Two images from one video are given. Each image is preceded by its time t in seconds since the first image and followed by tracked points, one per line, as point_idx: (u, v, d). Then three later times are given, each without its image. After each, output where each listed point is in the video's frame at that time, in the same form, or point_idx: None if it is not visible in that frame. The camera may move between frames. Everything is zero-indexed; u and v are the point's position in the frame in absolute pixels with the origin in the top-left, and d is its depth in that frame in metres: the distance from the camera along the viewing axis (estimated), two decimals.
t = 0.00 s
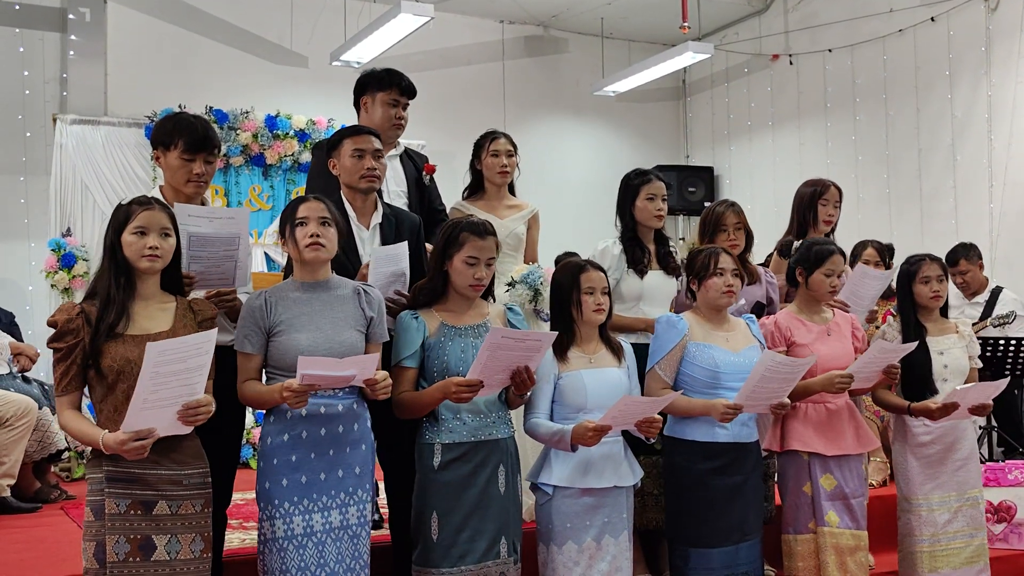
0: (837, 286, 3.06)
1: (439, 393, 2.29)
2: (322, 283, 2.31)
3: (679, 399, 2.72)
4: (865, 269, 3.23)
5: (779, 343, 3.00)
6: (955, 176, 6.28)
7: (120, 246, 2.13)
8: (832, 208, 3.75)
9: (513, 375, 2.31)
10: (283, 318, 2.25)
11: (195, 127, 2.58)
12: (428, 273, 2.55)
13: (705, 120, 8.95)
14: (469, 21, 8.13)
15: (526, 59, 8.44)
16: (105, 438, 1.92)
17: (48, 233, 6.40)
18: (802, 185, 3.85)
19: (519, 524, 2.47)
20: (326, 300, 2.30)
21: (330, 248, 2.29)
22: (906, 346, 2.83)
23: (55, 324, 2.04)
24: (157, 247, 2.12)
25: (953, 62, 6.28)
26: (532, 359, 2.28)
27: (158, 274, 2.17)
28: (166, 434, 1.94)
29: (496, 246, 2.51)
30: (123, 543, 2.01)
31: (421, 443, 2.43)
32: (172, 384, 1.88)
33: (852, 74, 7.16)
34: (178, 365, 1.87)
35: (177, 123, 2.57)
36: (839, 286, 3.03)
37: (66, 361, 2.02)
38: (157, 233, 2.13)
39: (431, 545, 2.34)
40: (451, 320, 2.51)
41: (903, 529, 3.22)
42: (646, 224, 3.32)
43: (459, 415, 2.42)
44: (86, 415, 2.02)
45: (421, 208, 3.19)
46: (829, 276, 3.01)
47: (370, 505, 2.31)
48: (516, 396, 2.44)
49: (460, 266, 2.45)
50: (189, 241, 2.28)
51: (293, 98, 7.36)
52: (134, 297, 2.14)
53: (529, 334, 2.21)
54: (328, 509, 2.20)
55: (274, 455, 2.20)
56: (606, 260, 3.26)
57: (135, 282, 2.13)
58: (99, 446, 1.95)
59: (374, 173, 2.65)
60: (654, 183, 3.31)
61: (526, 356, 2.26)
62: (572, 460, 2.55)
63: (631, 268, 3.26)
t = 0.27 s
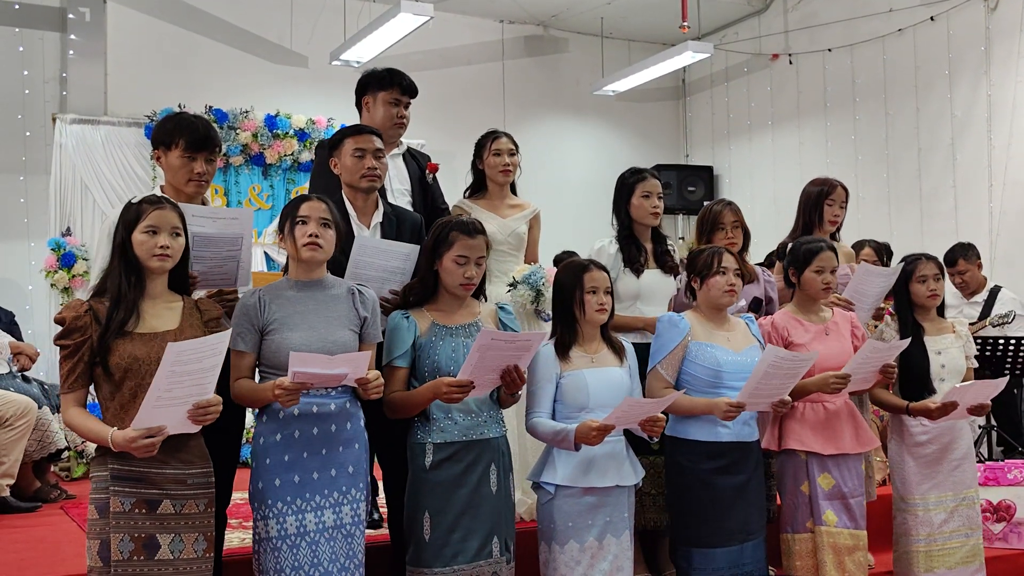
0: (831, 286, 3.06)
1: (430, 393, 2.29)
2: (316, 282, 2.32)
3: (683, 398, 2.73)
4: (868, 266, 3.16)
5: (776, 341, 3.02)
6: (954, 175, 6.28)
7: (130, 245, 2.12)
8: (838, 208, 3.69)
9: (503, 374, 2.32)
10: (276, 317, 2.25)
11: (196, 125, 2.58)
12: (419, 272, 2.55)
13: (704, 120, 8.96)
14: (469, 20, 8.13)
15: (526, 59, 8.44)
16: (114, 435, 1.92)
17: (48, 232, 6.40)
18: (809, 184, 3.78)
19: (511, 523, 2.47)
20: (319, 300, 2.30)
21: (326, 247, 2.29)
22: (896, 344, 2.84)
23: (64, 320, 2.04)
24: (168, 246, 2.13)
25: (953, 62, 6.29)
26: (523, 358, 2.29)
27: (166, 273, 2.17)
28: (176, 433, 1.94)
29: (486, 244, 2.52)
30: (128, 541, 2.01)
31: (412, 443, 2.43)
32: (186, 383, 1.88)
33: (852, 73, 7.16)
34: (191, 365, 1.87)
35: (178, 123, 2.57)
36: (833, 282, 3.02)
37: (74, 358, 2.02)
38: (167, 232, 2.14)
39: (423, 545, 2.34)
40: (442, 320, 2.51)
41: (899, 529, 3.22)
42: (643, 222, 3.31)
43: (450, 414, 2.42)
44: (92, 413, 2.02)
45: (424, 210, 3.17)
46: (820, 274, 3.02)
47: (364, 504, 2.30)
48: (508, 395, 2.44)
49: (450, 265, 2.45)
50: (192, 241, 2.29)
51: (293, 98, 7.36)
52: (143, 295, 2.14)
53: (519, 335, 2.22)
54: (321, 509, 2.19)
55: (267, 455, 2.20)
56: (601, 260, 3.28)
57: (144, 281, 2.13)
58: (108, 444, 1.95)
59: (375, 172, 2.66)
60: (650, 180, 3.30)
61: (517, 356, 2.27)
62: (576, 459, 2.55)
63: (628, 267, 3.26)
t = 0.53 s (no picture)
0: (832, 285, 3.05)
1: (424, 393, 2.28)
2: (314, 283, 2.32)
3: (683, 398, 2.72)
4: (871, 268, 3.15)
5: (779, 340, 3.01)
6: (955, 175, 6.28)
7: (130, 244, 2.12)
8: (844, 210, 3.66)
9: (496, 373, 2.32)
10: (274, 317, 2.24)
11: (197, 124, 2.58)
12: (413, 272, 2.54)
13: (705, 119, 8.96)
14: (469, 20, 8.13)
15: (527, 58, 8.44)
16: (112, 435, 1.92)
17: (48, 232, 6.40)
18: (815, 184, 3.75)
19: (506, 523, 2.47)
20: (318, 300, 2.30)
21: (330, 253, 2.29)
22: (896, 332, 2.84)
23: (62, 321, 2.04)
24: (168, 247, 2.12)
25: (954, 61, 6.28)
26: (516, 357, 2.28)
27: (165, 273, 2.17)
28: (174, 431, 1.94)
29: (480, 244, 2.52)
30: (127, 541, 2.01)
31: (406, 443, 2.42)
32: (184, 381, 1.88)
33: (852, 73, 7.16)
34: (188, 363, 1.87)
35: (180, 122, 2.57)
36: (832, 279, 3.02)
37: (72, 359, 2.01)
38: (167, 232, 2.13)
39: (418, 545, 2.33)
40: (437, 320, 2.50)
41: (903, 528, 3.22)
42: (641, 221, 3.30)
43: (444, 414, 2.42)
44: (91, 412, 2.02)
45: (428, 210, 3.19)
46: (819, 272, 3.02)
47: (363, 504, 2.30)
48: (502, 395, 2.44)
49: (444, 265, 2.45)
50: (192, 241, 2.29)
51: (294, 98, 7.36)
52: (142, 295, 2.13)
53: (513, 335, 2.22)
54: (321, 508, 2.19)
55: (265, 455, 2.19)
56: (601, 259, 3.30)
57: (144, 281, 2.13)
58: (106, 444, 1.95)
59: (373, 171, 2.65)
60: (648, 180, 3.29)
61: (510, 355, 2.27)
62: (580, 457, 2.55)
63: (626, 267, 3.27)
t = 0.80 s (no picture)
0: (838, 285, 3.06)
1: (422, 393, 2.29)
2: (317, 283, 2.32)
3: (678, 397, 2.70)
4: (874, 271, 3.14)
5: (785, 340, 3.00)
6: (956, 174, 6.27)
7: (117, 246, 2.12)
8: (849, 210, 3.65)
9: (493, 374, 2.32)
10: (280, 317, 2.24)
11: (199, 124, 2.58)
12: (407, 272, 2.54)
13: (705, 119, 8.95)
14: (469, 20, 8.13)
15: (527, 58, 8.44)
16: (100, 438, 1.92)
17: (49, 232, 6.40)
18: (821, 184, 3.74)
19: (503, 523, 2.47)
20: (322, 300, 2.30)
21: (336, 248, 2.31)
22: (905, 340, 2.85)
23: (51, 324, 2.04)
24: (155, 247, 2.12)
25: (954, 60, 6.27)
26: (514, 357, 2.28)
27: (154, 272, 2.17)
28: (160, 432, 1.94)
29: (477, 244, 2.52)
30: (122, 542, 2.02)
31: (404, 444, 2.42)
32: (165, 383, 1.88)
33: (852, 73, 7.15)
34: (169, 365, 1.87)
35: (182, 123, 2.57)
36: (838, 279, 3.03)
37: (63, 362, 2.03)
38: (154, 233, 2.13)
39: (415, 546, 2.34)
40: (433, 320, 2.51)
41: (911, 527, 3.21)
42: (643, 220, 3.30)
43: (441, 414, 2.42)
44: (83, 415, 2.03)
45: (428, 210, 3.20)
46: (825, 272, 3.03)
47: (366, 503, 2.31)
48: (499, 396, 2.44)
49: (441, 266, 2.45)
50: (194, 241, 2.28)
51: (293, 98, 7.36)
52: (130, 296, 2.13)
53: (511, 334, 2.21)
54: (328, 508, 2.20)
55: (270, 455, 2.19)
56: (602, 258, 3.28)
57: (131, 282, 2.13)
58: (96, 446, 1.96)
59: (369, 171, 2.66)
60: (649, 179, 3.28)
61: (508, 355, 2.27)
62: (583, 455, 2.55)
63: (628, 266, 3.26)
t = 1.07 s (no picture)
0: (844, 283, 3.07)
1: (424, 394, 2.29)
2: (320, 283, 2.32)
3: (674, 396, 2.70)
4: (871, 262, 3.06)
5: (791, 339, 3.00)
6: (957, 174, 6.27)
7: (102, 248, 2.11)
8: (854, 210, 3.64)
9: (497, 373, 2.32)
10: (286, 317, 2.24)
11: (201, 124, 2.57)
12: (408, 272, 2.54)
13: (706, 119, 8.96)
14: (470, 20, 8.13)
15: (527, 59, 8.44)
16: (88, 441, 1.93)
17: (49, 232, 6.40)
18: (826, 184, 3.74)
19: (505, 523, 2.47)
20: (327, 300, 2.30)
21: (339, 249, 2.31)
22: (911, 340, 2.86)
23: (43, 328, 2.05)
24: (141, 247, 2.11)
25: (955, 60, 6.27)
26: (517, 357, 2.28)
27: (142, 273, 2.16)
28: (146, 433, 1.94)
29: (478, 244, 2.52)
30: (120, 542, 2.02)
31: (406, 444, 2.42)
32: (145, 385, 1.88)
33: (853, 74, 7.15)
34: (148, 366, 1.86)
35: (182, 124, 2.57)
36: (845, 278, 3.03)
37: (55, 365, 2.04)
38: (139, 233, 2.13)
39: (418, 546, 2.33)
40: (434, 320, 2.51)
41: (918, 526, 3.21)
42: (649, 220, 3.29)
43: (444, 415, 2.42)
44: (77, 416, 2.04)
45: (425, 209, 3.18)
46: (832, 270, 3.03)
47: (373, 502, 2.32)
48: (501, 395, 2.44)
49: (443, 265, 2.45)
50: (197, 241, 2.28)
51: (294, 98, 7.36)
52: (119, 298, 2.14)
53: (514, 333, 2.21)
54: (336, 507, 2.20)
55: (279, 455, 2.18)
56: (610, 257, 3.29)
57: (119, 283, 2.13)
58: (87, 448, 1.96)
59: (366, 171, 2.66)
60: (655, 179, 3.29)
61: (510, 355, 2.27)
62: (585, 454, 2.55)
63: (634, 265, 3.26)
